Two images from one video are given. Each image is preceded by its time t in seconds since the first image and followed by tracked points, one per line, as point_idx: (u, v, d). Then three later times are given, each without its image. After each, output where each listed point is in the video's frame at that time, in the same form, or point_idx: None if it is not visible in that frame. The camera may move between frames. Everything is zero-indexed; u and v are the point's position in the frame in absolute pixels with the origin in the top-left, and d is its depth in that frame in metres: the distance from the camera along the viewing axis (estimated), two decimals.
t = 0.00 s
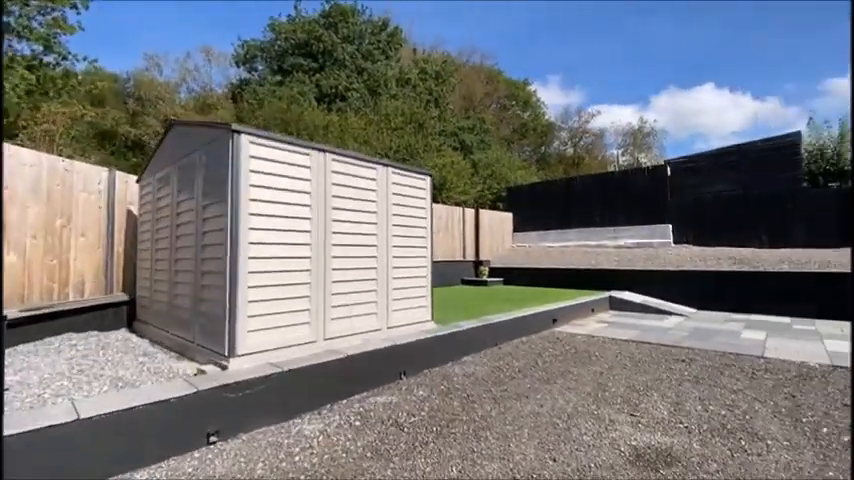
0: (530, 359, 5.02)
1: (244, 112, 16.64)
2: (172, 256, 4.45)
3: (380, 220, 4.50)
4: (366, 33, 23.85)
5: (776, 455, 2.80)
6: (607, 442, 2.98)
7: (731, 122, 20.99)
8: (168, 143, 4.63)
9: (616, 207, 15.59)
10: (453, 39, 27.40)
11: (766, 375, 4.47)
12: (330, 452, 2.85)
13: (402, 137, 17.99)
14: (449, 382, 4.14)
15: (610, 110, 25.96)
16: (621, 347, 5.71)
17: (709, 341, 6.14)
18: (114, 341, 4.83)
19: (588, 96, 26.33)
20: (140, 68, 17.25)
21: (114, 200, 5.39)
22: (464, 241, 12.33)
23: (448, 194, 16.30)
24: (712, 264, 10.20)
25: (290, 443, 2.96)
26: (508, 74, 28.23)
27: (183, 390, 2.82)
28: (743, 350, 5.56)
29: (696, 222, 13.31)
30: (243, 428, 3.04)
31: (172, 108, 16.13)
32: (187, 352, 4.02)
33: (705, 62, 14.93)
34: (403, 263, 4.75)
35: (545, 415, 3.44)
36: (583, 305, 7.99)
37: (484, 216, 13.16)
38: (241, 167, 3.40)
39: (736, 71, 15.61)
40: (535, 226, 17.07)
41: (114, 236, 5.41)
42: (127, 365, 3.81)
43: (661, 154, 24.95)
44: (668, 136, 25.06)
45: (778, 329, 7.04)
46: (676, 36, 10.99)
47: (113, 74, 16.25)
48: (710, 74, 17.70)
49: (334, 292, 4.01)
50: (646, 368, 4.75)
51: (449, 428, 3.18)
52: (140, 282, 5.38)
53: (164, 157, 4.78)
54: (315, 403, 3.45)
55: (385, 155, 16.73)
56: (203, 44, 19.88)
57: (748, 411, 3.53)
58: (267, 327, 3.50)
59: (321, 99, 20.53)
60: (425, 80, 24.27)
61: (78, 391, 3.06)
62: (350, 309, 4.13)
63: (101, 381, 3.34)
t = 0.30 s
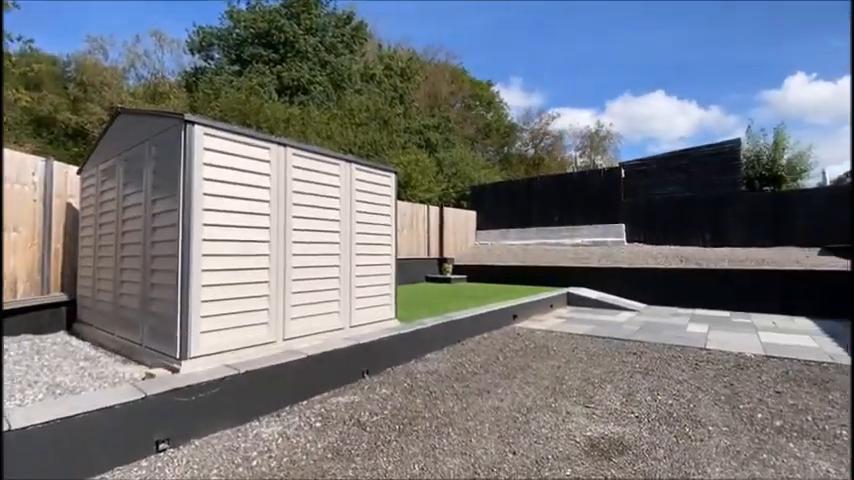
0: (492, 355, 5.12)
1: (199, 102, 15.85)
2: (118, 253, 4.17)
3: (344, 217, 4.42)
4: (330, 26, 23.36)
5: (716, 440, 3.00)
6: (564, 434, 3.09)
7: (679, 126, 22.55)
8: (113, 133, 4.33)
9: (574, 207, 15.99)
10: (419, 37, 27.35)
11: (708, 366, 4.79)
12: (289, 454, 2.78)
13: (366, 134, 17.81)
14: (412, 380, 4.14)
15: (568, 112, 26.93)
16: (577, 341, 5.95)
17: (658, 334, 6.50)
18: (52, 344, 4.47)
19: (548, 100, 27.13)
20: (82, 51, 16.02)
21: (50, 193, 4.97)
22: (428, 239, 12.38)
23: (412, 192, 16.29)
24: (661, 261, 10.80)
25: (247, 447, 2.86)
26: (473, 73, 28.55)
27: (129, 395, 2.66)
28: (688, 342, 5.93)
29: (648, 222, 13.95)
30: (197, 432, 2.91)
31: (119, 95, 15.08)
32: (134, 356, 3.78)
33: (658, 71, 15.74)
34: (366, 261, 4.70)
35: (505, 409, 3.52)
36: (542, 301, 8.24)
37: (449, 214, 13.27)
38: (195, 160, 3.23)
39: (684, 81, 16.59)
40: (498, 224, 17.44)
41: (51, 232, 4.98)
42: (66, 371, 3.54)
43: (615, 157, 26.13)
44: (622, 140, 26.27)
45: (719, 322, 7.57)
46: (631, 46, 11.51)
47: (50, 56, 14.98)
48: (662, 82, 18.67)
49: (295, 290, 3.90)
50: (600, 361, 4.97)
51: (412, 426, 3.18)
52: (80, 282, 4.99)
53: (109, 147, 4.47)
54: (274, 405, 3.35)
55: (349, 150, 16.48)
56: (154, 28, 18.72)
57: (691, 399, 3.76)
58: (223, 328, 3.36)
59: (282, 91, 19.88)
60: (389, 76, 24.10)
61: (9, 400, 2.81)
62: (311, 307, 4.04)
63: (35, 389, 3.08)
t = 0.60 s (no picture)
0: (476, 353, 5.15)
1: (178, 97, 15.47)
2: (92, 251, 4.04)
3: (327, 215, 4.37)
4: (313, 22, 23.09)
5: (693, 434, 3.08)
6: (547, 430, 3.12)
7: (658, 129, 23.00)
8: (86, 127, 4.19)
9: (555, 206, 16.23)
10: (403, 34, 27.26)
11: (685, 361, 4.92)
12: (272, 456, 2.74)
13: (350, 131, 17.69)
14: (397, 379, 4.13)
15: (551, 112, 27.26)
16: (560, 338, 6.03)
17: (638, 331, 6.64)
18: (20, 347, 4.29)
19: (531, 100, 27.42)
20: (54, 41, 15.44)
21: (18, 189, 4.76)
22: (413, 237, 12.36)
23: (397, 190, 16.25)
24: (641, 260, 11.04)
25: (228, 449, 2.81)
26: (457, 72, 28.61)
27: (105, 398, 2.57)
28: (666, 338, 6.08)
29: (628, 221, 14.29)
30: (176, 435, 2.84)
31: (93, 88, 14.60)
32: (110, 357, 3.67)
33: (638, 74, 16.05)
34: (350, 259, 4.66)
35: (489, 406, 3.54)
36: (525, 299, 8.33)
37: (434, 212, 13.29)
38: (174, 155, 3.15)
39: (664, 83, 16.95)
40: (482, 223, 17.60)
41: (19, 229, 4.78)
42: (36, 374, 3.41)
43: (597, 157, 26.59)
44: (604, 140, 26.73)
45: (696, 318, 7.78)
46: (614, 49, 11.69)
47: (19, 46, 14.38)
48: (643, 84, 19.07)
49: (277, 289, 3.85)
50: (582, 358, 5.04)
51: (396, 424, 3.17)
52: (52, 281, 4.82)
53: (83, 142, 4.32)
54: (256, 406, 3.30)
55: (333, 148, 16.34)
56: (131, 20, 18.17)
57: (670, 394, 3.86)
58: (203, 328, 3.29)
59: (264, 87, 19.55)
60: (374, 74, 23.97)
61: None
62: (293, 306, 3.99)
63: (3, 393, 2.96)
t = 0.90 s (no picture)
0: (461, 351, 5.16)
1: (156, 91, 15.08)
2: (66, 249, 3.90)
3: (312, 213, 4.32)
4: (297, 17, 22.79)
5: (674, 427, 3.14)
6: (532, 426, 3.15)
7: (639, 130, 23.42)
8: (59, 121, 4.04)
9: (539, 205, 16.40)
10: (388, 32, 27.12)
11: (665, 357, 5.03)
12: (255, 457, 2.69)
13: (334, 128, 17.52)
14: (383, 377, 4.11)
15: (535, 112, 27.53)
16: (544, 335, 6.10)
17: (620, 328, 6.76)
18: None
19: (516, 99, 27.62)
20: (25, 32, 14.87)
21: None
22: (398, 236, 12.33)
23: (382, 189, 16.19)
24: (623, 257, 11.25)
25: (209, 451, 2.75)
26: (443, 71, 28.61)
27: (80, 401, 2.49)
28: (647, 335, 6.20)
29: (609, 220, 14.54)
30: (156, 438, 2.77)
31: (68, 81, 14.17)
32: (85, 359, 3.55)
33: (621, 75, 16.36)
34: (335, 257, 4.61)
35: (474, 404, 3.55)
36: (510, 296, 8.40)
37: (419, 210, 13.28)
38: (152, 151, 3.06)
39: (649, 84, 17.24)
40: (468, 221, 17.70)
41: None
42: (6, 377, 3.28)
43: (579, 157, 26.98)
44: (586, 140, 27.13)
45: (676, 315, 7.96)
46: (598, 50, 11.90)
47: None
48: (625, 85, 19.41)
49: (260, 288, 3.78)
50: (565, 354, 5.11)
51: (382, 423, 3.16)
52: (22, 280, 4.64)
53: (56, 136, 4.16)
54: (238, 407, 3.23)
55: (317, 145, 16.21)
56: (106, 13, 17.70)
57: (651, 389, 3.93)
58: (183, 328, 3.21)
59: (246, 83, 19.20)
60: (359, 71, 23.81)
61: None
62: (277, 306, 3.92)
63: None
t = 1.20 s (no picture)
0: (447, 349, 5.14)
1: (134, 86, 14.61)
2: (34, 248, 3.72)
3: (294, 210, 4.23)
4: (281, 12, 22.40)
5: (657, 424, 3.17)
6: (517, 425, 3.14)
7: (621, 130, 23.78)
8: (27, 114, 3.86)
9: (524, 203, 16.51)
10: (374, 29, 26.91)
11: (648, 353, 5.10)
12: (234, 462, 2.61)
13: (318, 125, 17.31)
14: (367, 378, 4.05)
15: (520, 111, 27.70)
16: (529, 333, 6.12)
17: (603, 325, 6.83)
18: None
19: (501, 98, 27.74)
20: None
21: None
22: (383, 234, 12.24)
23: (367, 187, 16.07)
24: (606, 255, 11.40)
25: (186, 457, 2.65)
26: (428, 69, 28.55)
27: (48, 407, 2.38)
28: (629, 332, 6.28)
29: (593, 219, 14.71)
30: (128, 445, 2.66)
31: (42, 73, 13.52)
32: (55, 363, 3.40)
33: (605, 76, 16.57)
34: (318, 256, 4.53)
35: (460, 403, 3.53)
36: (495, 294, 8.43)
37: (405, 208, 13.22)
38: (126, 145, 2.94)
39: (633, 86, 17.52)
40: (454, 219, 17.73)
41: None
42: None
43: (563, 156, 27.29)
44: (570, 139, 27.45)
45: (657, 312, 8.09)
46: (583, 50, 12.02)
47: None
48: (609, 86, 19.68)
49: (240, 288, 3.68)
50: (550, 352, 5.13)
51: (366, 425, 3.11)
52: None
53: (23, 130, 3.97)
54: (217, 410, 3.14)
55: (301, 142, 15.99)
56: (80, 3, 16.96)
57: (634, 386, 3.97)
58: (159, 330, 3.10)
59: (228, 78, 18.80)
60: (344, 67, 23.58)
61: None
62: (258, 306, 3.83)
63: None
